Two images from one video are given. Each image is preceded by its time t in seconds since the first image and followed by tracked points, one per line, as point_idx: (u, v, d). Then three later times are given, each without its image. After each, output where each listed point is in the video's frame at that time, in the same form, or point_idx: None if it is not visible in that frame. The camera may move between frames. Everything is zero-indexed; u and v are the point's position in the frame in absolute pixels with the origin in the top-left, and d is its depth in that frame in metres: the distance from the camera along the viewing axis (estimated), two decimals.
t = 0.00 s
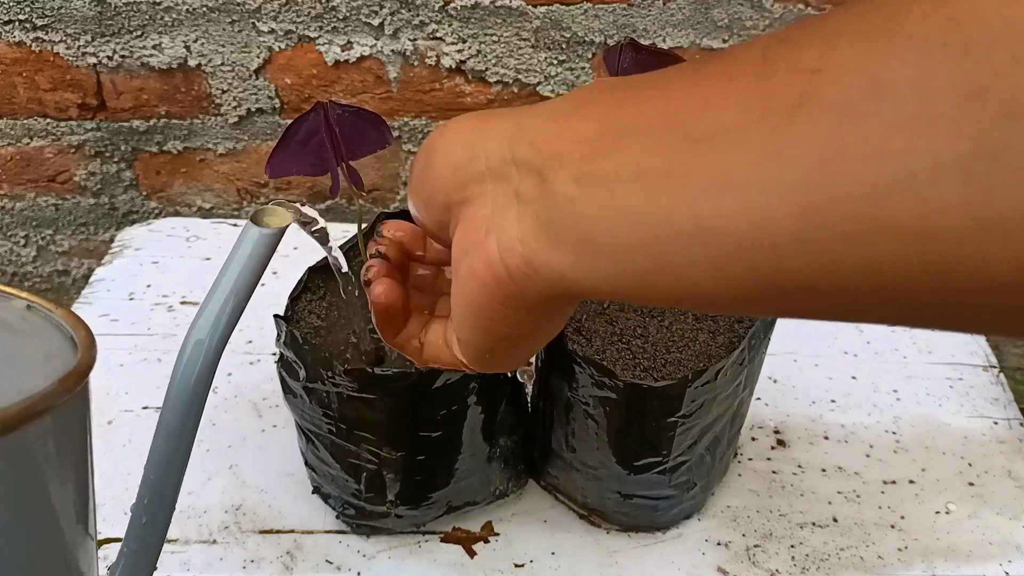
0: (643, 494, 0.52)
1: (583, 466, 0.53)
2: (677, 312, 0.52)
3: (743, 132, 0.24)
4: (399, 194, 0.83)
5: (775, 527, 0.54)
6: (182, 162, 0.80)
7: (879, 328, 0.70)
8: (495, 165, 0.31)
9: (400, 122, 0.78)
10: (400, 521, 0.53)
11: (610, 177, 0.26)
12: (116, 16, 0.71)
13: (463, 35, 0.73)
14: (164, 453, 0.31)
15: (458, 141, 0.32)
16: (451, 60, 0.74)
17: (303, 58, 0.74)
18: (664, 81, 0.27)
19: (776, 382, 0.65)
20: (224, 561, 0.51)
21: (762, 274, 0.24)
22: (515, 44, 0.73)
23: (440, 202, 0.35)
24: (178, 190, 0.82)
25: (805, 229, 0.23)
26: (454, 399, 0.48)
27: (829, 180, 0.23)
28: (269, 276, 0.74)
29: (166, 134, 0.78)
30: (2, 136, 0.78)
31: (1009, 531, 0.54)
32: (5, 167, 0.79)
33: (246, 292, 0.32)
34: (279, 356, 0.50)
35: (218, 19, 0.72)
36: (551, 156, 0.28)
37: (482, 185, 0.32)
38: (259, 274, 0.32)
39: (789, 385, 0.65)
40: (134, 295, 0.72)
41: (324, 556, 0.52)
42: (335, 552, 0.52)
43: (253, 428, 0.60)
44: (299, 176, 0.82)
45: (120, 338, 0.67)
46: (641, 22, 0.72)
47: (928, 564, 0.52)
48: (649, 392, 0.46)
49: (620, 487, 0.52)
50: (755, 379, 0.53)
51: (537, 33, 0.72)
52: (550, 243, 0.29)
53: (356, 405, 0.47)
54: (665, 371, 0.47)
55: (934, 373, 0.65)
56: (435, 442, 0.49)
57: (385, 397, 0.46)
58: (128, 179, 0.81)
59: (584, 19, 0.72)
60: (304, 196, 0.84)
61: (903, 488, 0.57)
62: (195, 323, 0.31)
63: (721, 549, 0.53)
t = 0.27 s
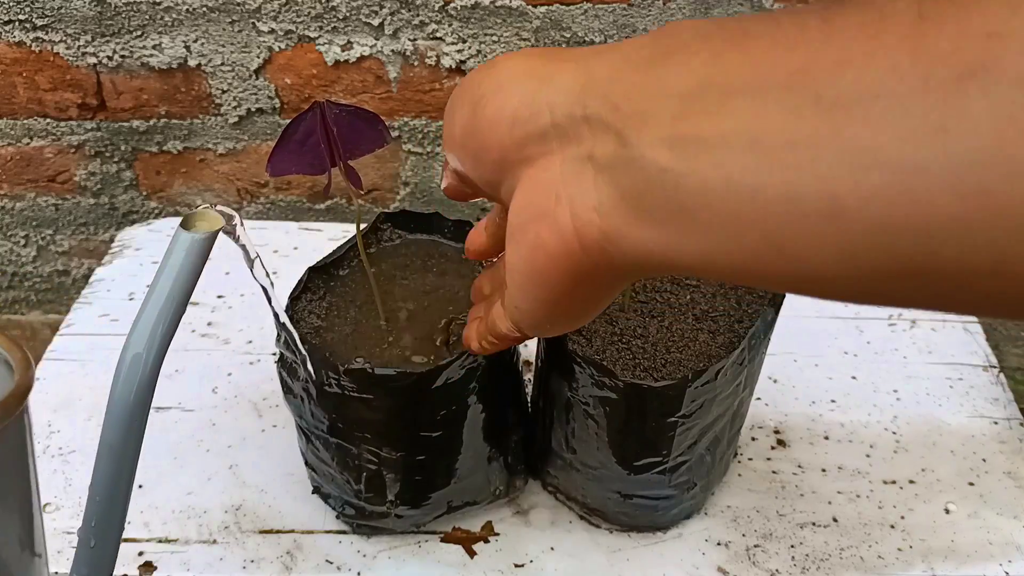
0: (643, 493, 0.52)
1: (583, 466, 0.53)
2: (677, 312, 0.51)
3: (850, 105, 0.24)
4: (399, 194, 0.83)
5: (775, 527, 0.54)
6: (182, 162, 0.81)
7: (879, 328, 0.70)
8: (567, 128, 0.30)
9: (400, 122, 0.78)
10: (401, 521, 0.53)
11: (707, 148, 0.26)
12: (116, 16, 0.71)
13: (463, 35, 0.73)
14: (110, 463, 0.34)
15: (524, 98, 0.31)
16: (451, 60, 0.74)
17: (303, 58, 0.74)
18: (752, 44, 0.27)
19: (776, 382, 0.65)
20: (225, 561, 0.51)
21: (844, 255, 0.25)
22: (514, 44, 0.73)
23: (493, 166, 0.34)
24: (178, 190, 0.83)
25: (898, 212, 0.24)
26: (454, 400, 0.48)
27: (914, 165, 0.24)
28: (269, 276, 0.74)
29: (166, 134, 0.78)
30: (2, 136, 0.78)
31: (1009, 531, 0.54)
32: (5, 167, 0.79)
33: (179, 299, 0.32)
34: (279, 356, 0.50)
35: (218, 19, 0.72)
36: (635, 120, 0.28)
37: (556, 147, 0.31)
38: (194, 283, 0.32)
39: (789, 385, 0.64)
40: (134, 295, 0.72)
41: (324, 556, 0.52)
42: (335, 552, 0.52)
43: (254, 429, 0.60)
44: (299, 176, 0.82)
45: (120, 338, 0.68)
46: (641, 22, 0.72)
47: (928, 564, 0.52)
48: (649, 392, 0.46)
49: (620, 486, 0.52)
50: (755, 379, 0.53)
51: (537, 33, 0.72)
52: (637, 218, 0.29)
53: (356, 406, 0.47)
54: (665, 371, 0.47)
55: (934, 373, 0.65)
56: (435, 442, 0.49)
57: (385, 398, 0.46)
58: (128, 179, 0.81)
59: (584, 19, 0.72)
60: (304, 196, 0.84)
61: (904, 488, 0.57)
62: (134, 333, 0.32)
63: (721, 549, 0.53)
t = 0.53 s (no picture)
0: (643, 494, 0.52)
1: (583, 466, 0.53)
2: (677, 312, 0.51)
3: (934, 137, 0.25)
4: (399, 194, 0.83)
5: (776, 527, 0.54)
6: (182, 162, 0.81)
7: (879, 328, 0.70)
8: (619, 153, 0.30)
9: (400, 121, 0.78)
10: (401, 521, 0.53)
11: (786, 178, 0.27)
12: (116, 16, 0.71)
13: (463, 35, 0.73)
14: (5, 446, 0.40)
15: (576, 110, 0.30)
16: (451, 60, 0.74)
17: (303, 58, 0.74)
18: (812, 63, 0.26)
19: (776, 382, 0.65)
20: (226, 561, 0.51)
21: (916, 270, 0.27)
22: (514, 44, 0.73)
23: (541, 199, 0.32)
24: (178, 190, 0.83)
25: (1001, 237, 0.25)
26: (454, 400, 0.48)
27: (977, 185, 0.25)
28: (269, 276, 0.74)
29: (166, 134, 0.78)
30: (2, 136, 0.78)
31: (1009, 531, 0.54)
32: (5, 167, 0.80)
33: (71, 280, 0.38)
34: (279, 355, 0.50)
35: (217, 19, 0.72)
36: (698, 146, 0.28)
37: (616, 165, 0.30)
38: (87, 267, 0.38)
39: (789, 385, 0.65)
40: (134, 295, 0.72)
41: (324, 556, 0.52)
42: (336, 552, 0.53)
43: (253, 428, 0.60)
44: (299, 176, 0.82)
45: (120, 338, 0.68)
46: (642, 22, 0.72)
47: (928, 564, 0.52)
48: (649, 391, 0.46)
49: (620, 486, 0.52)
50: (755, 378, 0.53)
51: (537, 33, 0.72)
52: (714, 238, 0.30)
53: (356, 406, 0.47)
54: (665, 371, 0.47)
55: (934, 372, 0.65)
56: (435, 442, 0.49)
57: (385, 398, 0.46)
58: (128, 179, 0.81)
59: (584, 19, 0.71)
60: (304, 196, 0.84)
61: (904, 488, 0.57)
62: (30, 324, 0.38)
63: (722, 550, 0.53)
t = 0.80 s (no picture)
0: (643, 494, 0.52)
1: (583, 466, 0.53)
2: (677, 312, 0.51)
3: None
4: (399, 194, 0.83)
5: (776, 528, 0.54)
6: (182, 162, 0.81)
7: (879, 328, 0.70)
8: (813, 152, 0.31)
9: (400, 121, 0.78)
10: (401, 521, 0.53)
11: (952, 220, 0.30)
12: (116, 16, 0.71)
13: (463, 35, 0.73)
14: None
15: (920, 163, 0.28)
16: (451, 60, 0.74)
17: (303, 58, 0.74)
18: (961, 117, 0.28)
19: (776, 382, 0.65)
20: (226, 561, 0.51)
21: None
22: (515, 44, 0.73)
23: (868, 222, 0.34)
24: (178, 190, 0.83)
25: None
26: (454, 400, 0.48)
27: None
28: (269, 276, 0.74)
29: (166, 134, 0.78)
30: (3, 136, 0.78)
31: (1009, 531, 0.54)
32: (5, 167, 0.80)
33: None
34: (278, 355, 0.50)
35: (217, 19, 0.72)
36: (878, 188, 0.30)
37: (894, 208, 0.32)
38: None
39: (789, 385, 0.65)
40: (134, 295, 0.72)
41: (324, 556, 0.52)
42: (335, 552, 0.53)
43: (254, 428, 0.60)
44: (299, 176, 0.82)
45: (120, 338, 0.68)
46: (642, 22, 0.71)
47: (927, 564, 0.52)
48: (649, 391, 0.46)
49: (620, 486, 0.52)
50: (755, 378, 0.53)
51: (537, 33, 0.72)
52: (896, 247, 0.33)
53: (356, 406, 0.47)
54: (665, 371, 0.47)
55: (935, 373, 0.65)
56: (435, 442, 0.49)
57: (385, 398, 0.46)
58: (128, 179, 0.81)
59: (584, 19, 0.71)
60: (304, 197, 0.84)
61: (904, 488, 0.57)
62: None
63: (722, 550, 0.53)
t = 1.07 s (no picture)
0: (643, 493, 0.52)
1: (583, 466, 0.53)
2: (677, 312, 0.51)
3: None
4: (399, 194, 0.83)
5: (776, 528, 0.54)
6: (182, 162, 0.81)
7: (879, 328, 0.70)
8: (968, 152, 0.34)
9: (400, 121, 0.78)
10: (401, 521, 0.53)
11: None
12: (116, 16, 0.71)
13: (463, 35, 0.73)
14: None
15: None
16: (451, 60, 0.74)
17: (303, 58, 0.74)
18: None
19: (776, 382, 0.65)
20: (225, 561, 0.51)
21: None
22: (514, 44, 0.73)
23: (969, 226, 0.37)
24: (178, 190, 0.83)
25: None
26: (454, 399, 0.48)
27: None
28: (269, 276, 0.74)
29: (165, 134, 0.78)
30: (3, 136, 0.78)
31: (1009, 531, 0.54)
32: (5, 167, 0.80)
33: None
34: (278, 355, 0.50)
35: (218, 19, 0.72)
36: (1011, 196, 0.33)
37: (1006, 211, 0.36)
38: None
39: (789, 386, 0.65)
40: (134, 295, 0.72)
41: (323, 556, 0.52)
42: (335, 552, 0.52)
43: (254, 428, 0.60)
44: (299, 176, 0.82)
45: (120, 338, 0.68)
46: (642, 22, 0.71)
47: (927, 563, 0.52)
48: (649, 391, 0.46)
49: (620, 486, 0.52)
50: (755, 379, 0.53)
51: (537, 33, 0.72)
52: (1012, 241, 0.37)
53: (357, 406, 0.47)
54: (665, 371, 0.47)
55: (935, 373, 0.65)
56: (435, 442, 0.49)
57: (386, 398, 0.46)
58: (128, 179, 0.81)
59: (584, 19, 0.71)
60: (304, 196, 0.84)
61: (904, 488, 0.57)
62: None
63: (722, 549, 0.53)
